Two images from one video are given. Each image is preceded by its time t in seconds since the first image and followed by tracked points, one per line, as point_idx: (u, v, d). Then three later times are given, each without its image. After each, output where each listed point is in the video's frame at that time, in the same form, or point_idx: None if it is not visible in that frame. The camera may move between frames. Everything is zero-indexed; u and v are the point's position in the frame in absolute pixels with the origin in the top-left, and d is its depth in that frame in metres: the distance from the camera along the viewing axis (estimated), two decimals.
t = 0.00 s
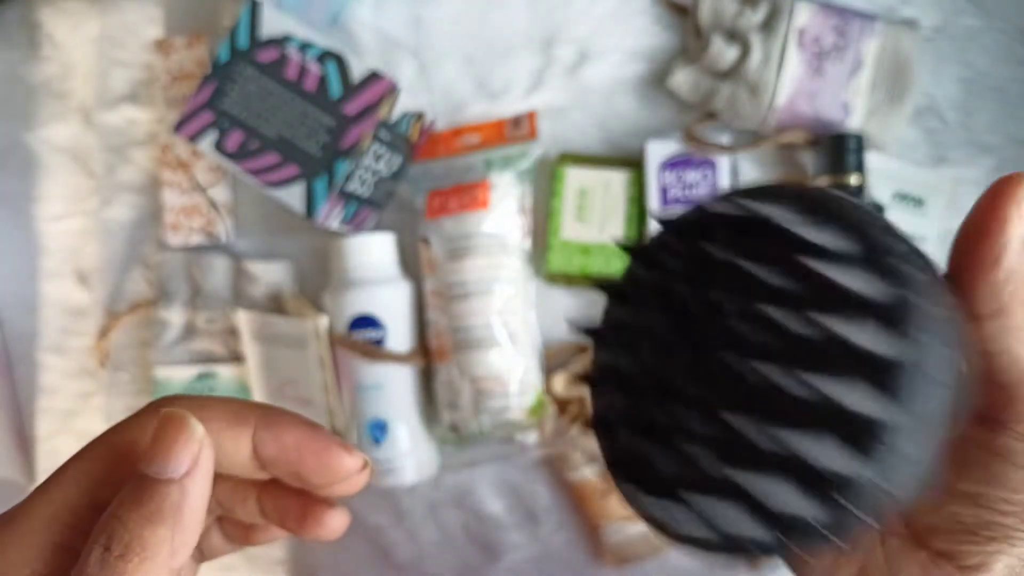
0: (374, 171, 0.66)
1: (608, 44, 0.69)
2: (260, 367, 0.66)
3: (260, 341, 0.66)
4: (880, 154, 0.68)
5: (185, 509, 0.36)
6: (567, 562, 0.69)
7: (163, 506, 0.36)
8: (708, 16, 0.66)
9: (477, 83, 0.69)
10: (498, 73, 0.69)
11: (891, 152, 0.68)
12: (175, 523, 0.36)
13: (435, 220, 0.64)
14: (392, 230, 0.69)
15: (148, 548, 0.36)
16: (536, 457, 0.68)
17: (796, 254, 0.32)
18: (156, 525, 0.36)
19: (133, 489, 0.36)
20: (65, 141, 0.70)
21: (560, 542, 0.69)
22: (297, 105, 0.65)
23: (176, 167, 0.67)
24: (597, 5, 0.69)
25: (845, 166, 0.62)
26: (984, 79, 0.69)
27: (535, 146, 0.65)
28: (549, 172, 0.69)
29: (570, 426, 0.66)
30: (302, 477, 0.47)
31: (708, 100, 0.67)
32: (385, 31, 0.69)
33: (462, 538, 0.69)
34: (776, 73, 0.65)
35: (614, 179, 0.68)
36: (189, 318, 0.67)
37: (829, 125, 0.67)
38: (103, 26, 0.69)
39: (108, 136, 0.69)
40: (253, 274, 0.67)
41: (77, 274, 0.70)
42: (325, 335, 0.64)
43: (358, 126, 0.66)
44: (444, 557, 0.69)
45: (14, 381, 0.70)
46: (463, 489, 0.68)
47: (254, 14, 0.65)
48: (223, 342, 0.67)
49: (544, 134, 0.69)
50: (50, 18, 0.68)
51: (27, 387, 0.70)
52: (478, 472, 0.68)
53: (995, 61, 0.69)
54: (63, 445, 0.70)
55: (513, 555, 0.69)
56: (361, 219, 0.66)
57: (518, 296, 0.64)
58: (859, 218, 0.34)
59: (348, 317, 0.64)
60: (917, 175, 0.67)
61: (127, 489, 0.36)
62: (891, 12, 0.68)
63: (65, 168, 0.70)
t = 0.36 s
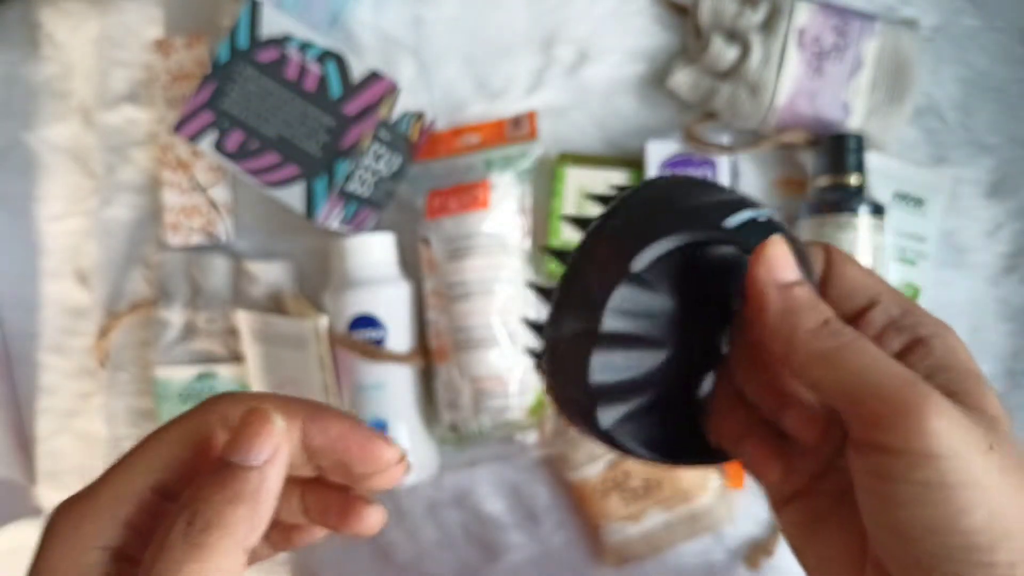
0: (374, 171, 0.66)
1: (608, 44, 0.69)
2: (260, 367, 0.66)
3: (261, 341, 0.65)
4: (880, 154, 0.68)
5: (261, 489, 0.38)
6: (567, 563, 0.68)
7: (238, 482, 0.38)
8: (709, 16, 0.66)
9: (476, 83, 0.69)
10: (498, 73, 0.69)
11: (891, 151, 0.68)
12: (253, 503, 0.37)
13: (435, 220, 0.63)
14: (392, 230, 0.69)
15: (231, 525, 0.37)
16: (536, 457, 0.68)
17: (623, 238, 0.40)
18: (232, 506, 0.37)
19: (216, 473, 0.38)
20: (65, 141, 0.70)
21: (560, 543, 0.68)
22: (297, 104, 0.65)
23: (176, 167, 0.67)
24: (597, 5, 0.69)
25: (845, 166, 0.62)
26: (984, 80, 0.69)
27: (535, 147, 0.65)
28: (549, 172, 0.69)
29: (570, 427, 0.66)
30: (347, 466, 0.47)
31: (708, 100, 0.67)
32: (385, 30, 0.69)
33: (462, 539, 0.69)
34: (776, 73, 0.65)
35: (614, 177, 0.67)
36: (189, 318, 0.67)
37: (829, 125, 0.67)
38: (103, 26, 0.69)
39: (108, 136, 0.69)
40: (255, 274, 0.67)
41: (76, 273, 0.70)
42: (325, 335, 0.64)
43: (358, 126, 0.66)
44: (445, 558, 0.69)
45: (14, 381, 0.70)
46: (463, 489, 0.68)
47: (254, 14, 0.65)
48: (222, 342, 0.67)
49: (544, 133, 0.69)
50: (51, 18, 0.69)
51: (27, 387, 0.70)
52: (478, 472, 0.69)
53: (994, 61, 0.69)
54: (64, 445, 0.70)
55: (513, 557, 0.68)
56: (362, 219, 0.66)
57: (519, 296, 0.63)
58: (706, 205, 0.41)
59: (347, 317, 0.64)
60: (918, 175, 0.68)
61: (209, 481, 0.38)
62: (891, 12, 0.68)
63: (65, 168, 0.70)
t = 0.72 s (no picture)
0: (374, 171, 0.66)
1: (608, 44, 0.69)
2: (260, 367, 0.65)
3: (261, 340, 0.65)
4: (880, 154, 0.67)
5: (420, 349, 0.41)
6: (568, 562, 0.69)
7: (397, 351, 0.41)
8: (709, 16, 0.66)
9: (477, 83, 0.69)
10: (497, 73, 0.69)
11: (891, 151, 0.68)
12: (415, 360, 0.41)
13: (435, 220, 0.64)
14: (393, 229, 0.69)
15: (391, 374, 0.41)
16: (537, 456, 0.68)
17: (559, 322, 0.35)
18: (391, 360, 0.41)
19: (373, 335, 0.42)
20: (65, 141, 0.70)
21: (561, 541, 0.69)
22: (297, 104, 0.65)
23: (176, 167, 0.67)
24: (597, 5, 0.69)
25: (845, 166, 0.62)
26: (984, 80, 0.69)
27: (535, 146, 0.65)
28: (549, 172, 0.69)
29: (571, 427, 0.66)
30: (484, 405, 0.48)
31: (708, 100, 0.67)
32: (385, 31, 0.69)
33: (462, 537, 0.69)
34: (776, 73, 0.65)
35: (614, 178, 0.68)
36: (189, 317, 0.67)
37: (830, 125, 0.67)
38: (103, 25, 0.69)
39: (107, 136, 0.69)
40: (255, 274, 0.67)
41: (76, 273, 0.70)
42: (325, 336, 0.65)
43: (358, 126, 0.66)
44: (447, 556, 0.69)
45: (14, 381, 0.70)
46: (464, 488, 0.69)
47: (253, 14, 0.65)
48: (222, 342, 0.67)
49: (544, 133, 0.69)
50: (51, 18, 0.69)
51: (27, 387, 0.70)
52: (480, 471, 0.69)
53: (994, 61, 0.69)
54: (64, 444, 0.70)
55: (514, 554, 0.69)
56: (362, 219, 0.66)
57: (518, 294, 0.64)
58: (638, 270, 0.36)
59: (347, 317, 0.63)
60: (918, 175, 0.68)
61: (368, 341, 0.42)
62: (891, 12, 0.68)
63: (65, 168, 0.70)
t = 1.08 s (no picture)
0: (374, 171, 0.66)
1: (608, 44, 0.69)
2: (260, 367, 0.65)
3: (262, 340, 0.65)
4: (880, 154, 0.67)
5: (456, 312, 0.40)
6: (568, 562, 0.68)
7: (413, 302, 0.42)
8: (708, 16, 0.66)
9: (477, 83, 0.69)
10: (498, 72, 0.69)
11: (891, 151, 0.68)
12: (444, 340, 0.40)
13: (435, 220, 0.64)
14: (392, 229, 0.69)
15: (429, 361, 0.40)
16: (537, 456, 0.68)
17: (577, 223, 0.35)
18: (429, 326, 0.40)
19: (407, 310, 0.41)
20: (65, 140, 0.70)
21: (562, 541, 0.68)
22: (297, 104, 0.65)
23: (176, 167, 0.67)
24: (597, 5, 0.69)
25: (845, 167, 0.63)
26: (984, 80, 0.69)
27: (534, 147, 0.65)
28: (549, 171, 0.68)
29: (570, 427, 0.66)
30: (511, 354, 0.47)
31: (708, 99, 0.67)
32: (385, 31, 0.69)
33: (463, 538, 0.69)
34: (776, 72, 0.65)
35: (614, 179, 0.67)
36: (189, 318, 0.67)
37: (830, 125, 0.67)
38: (103, 26, 0.69)
39: (108, 136, 0.69)
40: (254, 274, 0.67)
41: (76, 273, 0.70)
42: (325, 334, 0.64)
43: (358, 126, 0.66)
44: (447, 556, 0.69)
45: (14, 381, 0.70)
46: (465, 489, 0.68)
47: (253, 14, 0.65)
48: (222, 341, 0.67)
49: (544, 133, 0.69)
50: (51, 17, 0.69)
51: (27, 387, 0.70)
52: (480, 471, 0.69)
53: (994, 61, 0.69)
54: (64, 444, 0.70)
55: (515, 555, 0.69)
56: (361, 219, 0.66)
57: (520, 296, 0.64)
58: (626, 171, 0.37)
59: (348, 317, 0.63)
60: (918, 175, 0.67)
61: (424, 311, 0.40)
62: (891, 12, 0.68)
63: (65, 168, 0.70)
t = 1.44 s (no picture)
0: (374, 171, 0.66)
1: (608, 44, 0.69)
2: (261, 367, 0.65)
3: (263, 340, 0.65)
4: (879, 154, 0.67)
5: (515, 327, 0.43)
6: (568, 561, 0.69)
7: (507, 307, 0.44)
8: (709, 16, 0.66)
9: (477, 83, 0.69)
10: (498, 73, 0.69)
11: (891, 151, 0.68)
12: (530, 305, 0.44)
13: (434, 220, 0.63)
14: (392, 229, 0.69)
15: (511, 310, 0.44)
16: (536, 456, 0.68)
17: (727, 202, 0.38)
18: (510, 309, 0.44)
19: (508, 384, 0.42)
20: (65, 140, 0.70)
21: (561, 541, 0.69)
22: (297, 104, 0.65)
23: (176, 167, 0.67)
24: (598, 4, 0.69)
25: (845, 167, 0.62)
26: (984, 80, 0.69)
27: (532, 145, 0.65)
28: (548, 172, 0.69)
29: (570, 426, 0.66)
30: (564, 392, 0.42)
31: (709, 99, 0.67)
32: (385, 30, 0.69)
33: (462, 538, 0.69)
34: (776, 74, 0.65)
35: (614, 178, 0.67)
36: (189, 318, 0.67)
37: (830, 125, 0.67)
38: (102, 26, 0.69)
39: (107, 136, 0.69)
40: (254, 274, 0.67)
41: (76, 273, 0.70)
42: (326, 335, 0.65)
43: (358, 126, 0.66)
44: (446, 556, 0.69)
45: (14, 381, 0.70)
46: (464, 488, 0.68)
47: (253, 14, 0.65)
48: (222, 342, 0.67)
49: (544, 133, 0.69)
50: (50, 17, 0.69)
51: (27, 387, 0.70)
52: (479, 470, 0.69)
53: (994, 61, 0.69)
54: (64, 445, 0.70)
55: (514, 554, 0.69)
56: (361, 219, 0.66)
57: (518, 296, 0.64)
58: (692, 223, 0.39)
59: (347, 318, 0.63)
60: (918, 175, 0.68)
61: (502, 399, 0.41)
62: (891, 12, 0.68)
63: (65, 168, 0.70)
